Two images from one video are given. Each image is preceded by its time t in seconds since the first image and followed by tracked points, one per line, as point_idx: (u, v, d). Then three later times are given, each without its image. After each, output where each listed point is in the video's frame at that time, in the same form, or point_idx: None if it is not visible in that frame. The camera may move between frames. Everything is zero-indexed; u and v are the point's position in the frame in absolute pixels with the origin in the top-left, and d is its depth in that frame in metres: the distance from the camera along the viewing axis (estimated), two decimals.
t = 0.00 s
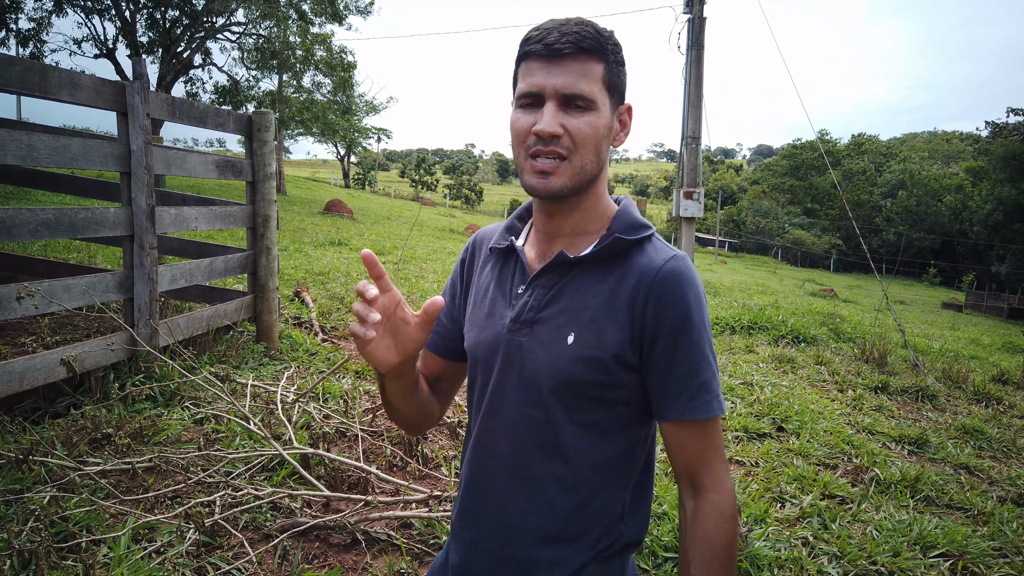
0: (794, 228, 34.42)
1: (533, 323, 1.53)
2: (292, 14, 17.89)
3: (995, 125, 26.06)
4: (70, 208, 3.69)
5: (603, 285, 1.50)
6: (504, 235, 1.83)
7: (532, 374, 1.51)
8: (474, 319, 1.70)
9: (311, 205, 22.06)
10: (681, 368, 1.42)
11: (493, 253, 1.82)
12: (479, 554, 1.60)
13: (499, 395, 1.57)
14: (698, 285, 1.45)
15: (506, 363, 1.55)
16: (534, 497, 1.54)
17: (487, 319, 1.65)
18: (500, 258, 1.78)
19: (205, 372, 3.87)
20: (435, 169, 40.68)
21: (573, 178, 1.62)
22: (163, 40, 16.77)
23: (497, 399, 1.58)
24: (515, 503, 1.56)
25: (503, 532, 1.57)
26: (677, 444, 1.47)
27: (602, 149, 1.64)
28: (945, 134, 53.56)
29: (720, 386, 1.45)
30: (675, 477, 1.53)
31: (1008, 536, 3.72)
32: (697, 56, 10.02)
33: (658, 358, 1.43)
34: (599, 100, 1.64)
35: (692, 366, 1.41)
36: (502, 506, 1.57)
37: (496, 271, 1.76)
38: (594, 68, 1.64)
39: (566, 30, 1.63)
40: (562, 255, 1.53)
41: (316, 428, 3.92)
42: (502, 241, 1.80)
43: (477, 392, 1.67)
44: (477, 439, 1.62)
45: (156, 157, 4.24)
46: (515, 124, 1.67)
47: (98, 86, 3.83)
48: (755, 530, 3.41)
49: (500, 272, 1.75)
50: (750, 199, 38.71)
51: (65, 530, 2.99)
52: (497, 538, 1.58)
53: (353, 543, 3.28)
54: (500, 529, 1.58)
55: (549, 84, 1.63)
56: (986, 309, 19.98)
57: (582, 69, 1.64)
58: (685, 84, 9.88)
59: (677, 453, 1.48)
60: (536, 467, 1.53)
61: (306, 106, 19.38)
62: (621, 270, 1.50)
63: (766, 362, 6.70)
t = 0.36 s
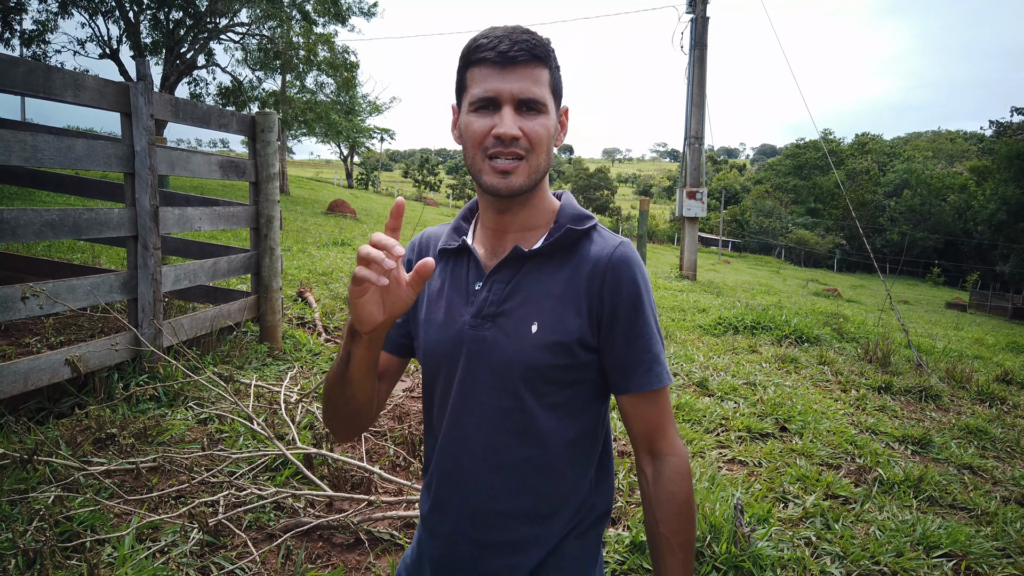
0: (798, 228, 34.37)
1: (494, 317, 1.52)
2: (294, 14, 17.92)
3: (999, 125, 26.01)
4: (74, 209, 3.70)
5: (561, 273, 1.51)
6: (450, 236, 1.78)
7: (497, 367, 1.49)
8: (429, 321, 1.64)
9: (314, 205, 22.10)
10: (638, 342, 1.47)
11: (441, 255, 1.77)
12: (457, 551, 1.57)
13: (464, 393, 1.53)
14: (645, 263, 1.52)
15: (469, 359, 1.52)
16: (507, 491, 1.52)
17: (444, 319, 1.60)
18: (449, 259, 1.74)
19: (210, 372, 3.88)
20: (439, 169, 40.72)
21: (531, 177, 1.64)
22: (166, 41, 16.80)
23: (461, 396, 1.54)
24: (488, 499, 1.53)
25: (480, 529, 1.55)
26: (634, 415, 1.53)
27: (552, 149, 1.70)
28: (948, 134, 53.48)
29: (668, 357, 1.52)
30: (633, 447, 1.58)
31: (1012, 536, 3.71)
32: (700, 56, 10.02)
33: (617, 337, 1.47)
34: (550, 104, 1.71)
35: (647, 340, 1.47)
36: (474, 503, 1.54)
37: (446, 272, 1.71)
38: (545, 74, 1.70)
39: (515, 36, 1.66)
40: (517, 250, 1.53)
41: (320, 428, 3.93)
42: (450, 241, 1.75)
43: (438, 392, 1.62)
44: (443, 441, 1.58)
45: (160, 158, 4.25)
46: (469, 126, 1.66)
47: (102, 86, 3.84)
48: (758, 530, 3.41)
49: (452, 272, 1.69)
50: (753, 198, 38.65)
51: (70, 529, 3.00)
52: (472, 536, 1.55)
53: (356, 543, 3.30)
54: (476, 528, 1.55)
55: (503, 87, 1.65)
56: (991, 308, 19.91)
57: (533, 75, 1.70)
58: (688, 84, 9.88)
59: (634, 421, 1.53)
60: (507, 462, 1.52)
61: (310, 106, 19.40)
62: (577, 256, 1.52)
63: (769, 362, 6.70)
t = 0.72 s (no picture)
0: (807, 233, 34.24)
1: (503, 326, 1.51)
2: (302, 22, 18.03)
3: (1008, 128, 25.88)
4: (86, 219, 3.73)
5: (570, 282, 1.52)
6: (456, 248, 1.78)
7: (507, 377, 1.48)
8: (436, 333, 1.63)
9: (323, 212, 22.19)
10: (646, 350, 1.49)
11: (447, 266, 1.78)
12: (467, 559, 1.57)
13: (473, 404, 1.52)
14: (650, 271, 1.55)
15: (479, 369, 1.51)
16: (518, 500, 1.52)
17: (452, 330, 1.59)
18: (455, 271, 1.74)
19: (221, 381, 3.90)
20: (446, 176, 40.85)
21: (533, 190, 1.64)
22: (175, 50, 16.93)
23: (470, 407, 1.53)
24: (499, 508, 1.53)
25: (491, 538, 1.54)
26: (639, 423, 1.55)
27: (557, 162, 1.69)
28: (955, 136, 53.30)
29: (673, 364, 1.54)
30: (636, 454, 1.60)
31: None
32: (706, 62, 10.02)
33: (625, 345, 1.48)
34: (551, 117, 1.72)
35: (653, 346, 1.49)
36: (484, 513, 1.54)
37: (453, 284, 1.72)
38: (544, 88, 1.71)
39: (514, 52, 1.66)
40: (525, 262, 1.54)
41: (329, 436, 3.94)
42: (455, 254, 1.75)
43: (445, 403, 1.61)
44: (452, 451, 1.57)
45: (170, 168, 4.27)
46: (472, 142, 1.66)
47: (114, 97, 3.87)
48: (768, 539, 3.40)
49: (460, 283, 1.70)
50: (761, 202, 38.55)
51: (83, 539, 3.02)
52: (483, 546, 1.55)
53: (366, 551, 3.31)
54: (487, 538, 1.55)
55: (504, 102, 1.65)
56: (1002, 313, 19.75)
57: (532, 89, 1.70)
58: (694, 91, 9.89)
59: (640, 429, 1.55)
60: (517, 471, 1.51)
61: (318, 113, 19.50)
62: (584, 265, 1.53)
63: (778, 369, 6.68)
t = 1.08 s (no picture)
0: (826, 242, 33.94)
1: (547, 338, 1.52)
2: (319, 36, 18.25)
3: None
4: (108, 231, 3.77)
5: (615, 293, 1.52)
6: (498, 258, 1.78)
7: (551, 390, 1.49)
8: (477, 344, 1.66)
9: (338, 224, 22.34)
10: (694, 364, 1.48)
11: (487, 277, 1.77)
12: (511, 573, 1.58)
13: (517, 416, 1.54)
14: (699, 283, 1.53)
15: (522, 382, 1.53)
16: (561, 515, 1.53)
17: (494, 343, 1.61)
18: (497, 283, 1.73)
19: (240, 393, 3.92)
20: (461, 187, 41.08)
21: (561, 194, 1.63)
22: (195, 65, 17.18)
23: (515, 418, 1.54)
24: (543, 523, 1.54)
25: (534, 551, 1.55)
26: (686, 439, 1.54)
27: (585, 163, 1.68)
28: (973, 144, 52.78)
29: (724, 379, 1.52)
30: (683, 471, 1.59)
31: None
32: (723, 72, 10.03)
33: (672, 358, 1.48)
34: (576, 118, 1.70)
35: (702, 360, 1.48)
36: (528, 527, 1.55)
37: (494, 294, 1.72)
38: (564, 90, 1.69)
39: (529, 57, 1.67)
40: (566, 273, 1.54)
41: (347, 447, 3.95)
42: (497, 264, 1.75)
43: (489, 414, 1.63)
44: (496, 463, 1.58)
45: (190, 181, 4.32)
46: (497, 153, 1.68)
47: (135, 112, 3.93)
48: (790, 551, 3.36)
49: (501, 295, 1.70)
50: (777, 212, 38.33)
51: (104, 549, 3.04)
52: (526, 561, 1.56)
53: (385, 563, 3.30)
54: (530, 552, 1.55)
55: (524, 109, 1.65)
56: None
57: (552, 93, 1.70)
58: (711, 101, 9.91)
59: (689, 444, 1.54)
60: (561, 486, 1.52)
61: (335, 126, 19.68)
62: (630, 277, 1.53)
63: (798, 379, 6.62)
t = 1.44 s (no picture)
0: (843, 247, 33.67)
1: (600, 350, 1.55)
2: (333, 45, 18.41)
3: None
4: (126, 239, 3.81)
5: (673, 306, 1.53)
6: (549, 265, 1.82)
7: (607, 403, 1.52)
8: (528, 355, 1.71)
9: (352, 230, 22.46)
10: (755, 379, 1.49)
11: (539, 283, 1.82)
12: None
13: (571, 427, 1.57)
14: (762, 295, 1.53)
15: (577, 393, 1.56)
16: (615, 529, 1.55)
17: (544, 354, 1.65)
18: (550, 288, 1.78)
19: (256, 398, 3.93)
20: (474, 193, 41.21)
21: (615, 190, 1.64)
22: (211, 74, 17.35)
23: (569, 430, 1.57)
24: (596, 537, 1.56)
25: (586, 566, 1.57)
26: (749, 454, 1.56)
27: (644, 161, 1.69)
28: (989, 146, 52.44)
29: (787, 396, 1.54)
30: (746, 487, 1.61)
31: None
32: (738, 76, 10.00)
33: (732, 372, 1.50)
34: (635, 113, 1.70)
35: (765, 376, 1.49)
36: (580, 542, 1.57)
37: (546, 301, 1.76)
38: (624, 82, 1.70)
39: (589, 48, 1.69)
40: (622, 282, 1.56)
41: (363, 452, 3.95)
42: (548, 270, 1.79)
43: (540, 424, 1.67)
44: (549, 475, 1.61)
45: (207, 188, 4.35)
46: (552, 145, 1.71)
47: (153, 120, 3.97)
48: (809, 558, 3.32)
49: (553, 302, 1.74)
50: (793, 216, 38.03)
51: (122, 554, 3.05)
52: (577, 573, 1.58)
53: (401, 569, 3.30)
54: (581, 565, 1.57)
55: (580, 101, 1.67)
56: None
57: (611, 86, 1.71)
58: (725, 105, 9.89)
59: (753, 460, 1.56)
60: (614, 499, 1.54)
61: (350, 134, 19.82)
62: (687, 289, 1.54)
63: (816, 384, 6.56)
